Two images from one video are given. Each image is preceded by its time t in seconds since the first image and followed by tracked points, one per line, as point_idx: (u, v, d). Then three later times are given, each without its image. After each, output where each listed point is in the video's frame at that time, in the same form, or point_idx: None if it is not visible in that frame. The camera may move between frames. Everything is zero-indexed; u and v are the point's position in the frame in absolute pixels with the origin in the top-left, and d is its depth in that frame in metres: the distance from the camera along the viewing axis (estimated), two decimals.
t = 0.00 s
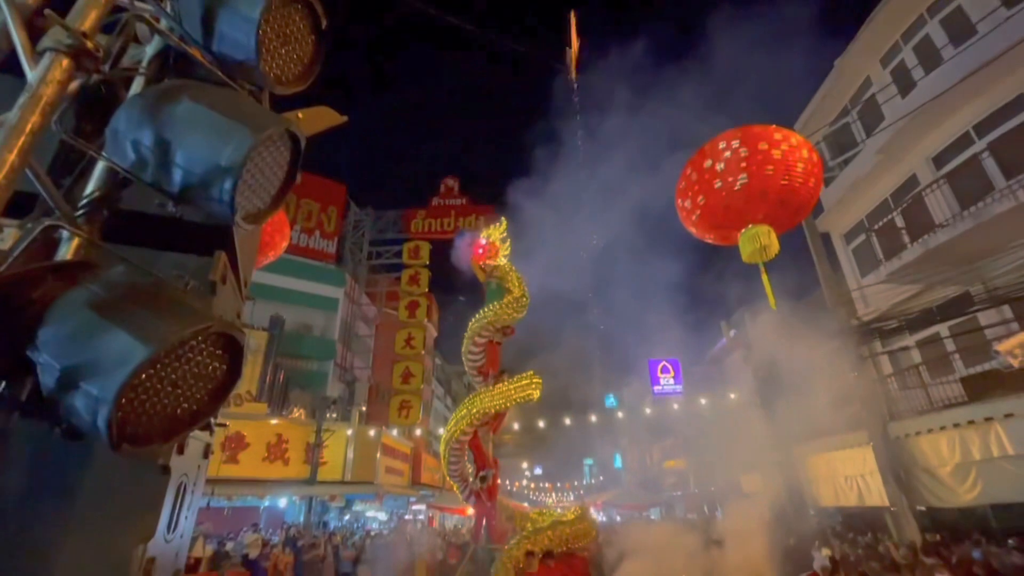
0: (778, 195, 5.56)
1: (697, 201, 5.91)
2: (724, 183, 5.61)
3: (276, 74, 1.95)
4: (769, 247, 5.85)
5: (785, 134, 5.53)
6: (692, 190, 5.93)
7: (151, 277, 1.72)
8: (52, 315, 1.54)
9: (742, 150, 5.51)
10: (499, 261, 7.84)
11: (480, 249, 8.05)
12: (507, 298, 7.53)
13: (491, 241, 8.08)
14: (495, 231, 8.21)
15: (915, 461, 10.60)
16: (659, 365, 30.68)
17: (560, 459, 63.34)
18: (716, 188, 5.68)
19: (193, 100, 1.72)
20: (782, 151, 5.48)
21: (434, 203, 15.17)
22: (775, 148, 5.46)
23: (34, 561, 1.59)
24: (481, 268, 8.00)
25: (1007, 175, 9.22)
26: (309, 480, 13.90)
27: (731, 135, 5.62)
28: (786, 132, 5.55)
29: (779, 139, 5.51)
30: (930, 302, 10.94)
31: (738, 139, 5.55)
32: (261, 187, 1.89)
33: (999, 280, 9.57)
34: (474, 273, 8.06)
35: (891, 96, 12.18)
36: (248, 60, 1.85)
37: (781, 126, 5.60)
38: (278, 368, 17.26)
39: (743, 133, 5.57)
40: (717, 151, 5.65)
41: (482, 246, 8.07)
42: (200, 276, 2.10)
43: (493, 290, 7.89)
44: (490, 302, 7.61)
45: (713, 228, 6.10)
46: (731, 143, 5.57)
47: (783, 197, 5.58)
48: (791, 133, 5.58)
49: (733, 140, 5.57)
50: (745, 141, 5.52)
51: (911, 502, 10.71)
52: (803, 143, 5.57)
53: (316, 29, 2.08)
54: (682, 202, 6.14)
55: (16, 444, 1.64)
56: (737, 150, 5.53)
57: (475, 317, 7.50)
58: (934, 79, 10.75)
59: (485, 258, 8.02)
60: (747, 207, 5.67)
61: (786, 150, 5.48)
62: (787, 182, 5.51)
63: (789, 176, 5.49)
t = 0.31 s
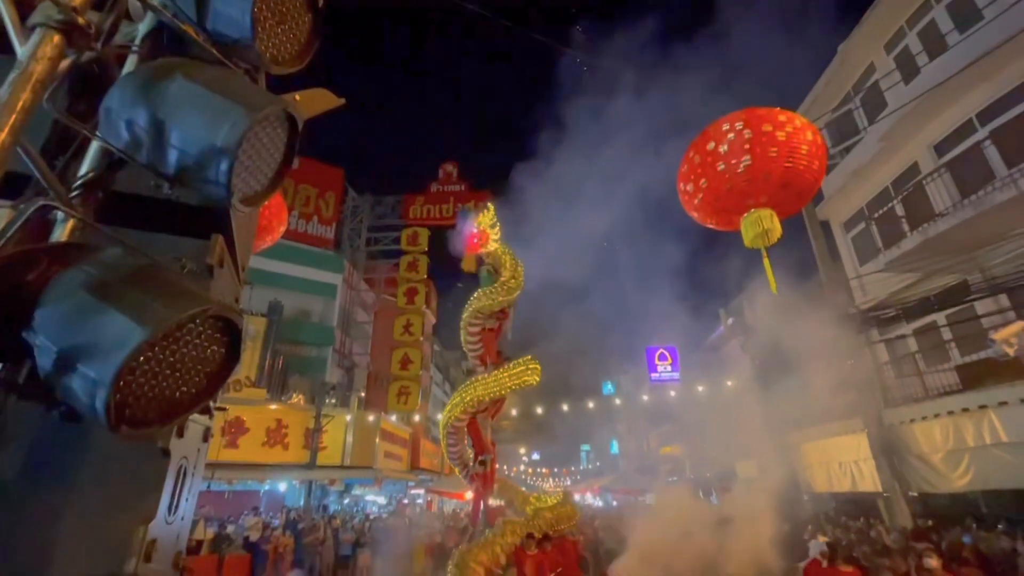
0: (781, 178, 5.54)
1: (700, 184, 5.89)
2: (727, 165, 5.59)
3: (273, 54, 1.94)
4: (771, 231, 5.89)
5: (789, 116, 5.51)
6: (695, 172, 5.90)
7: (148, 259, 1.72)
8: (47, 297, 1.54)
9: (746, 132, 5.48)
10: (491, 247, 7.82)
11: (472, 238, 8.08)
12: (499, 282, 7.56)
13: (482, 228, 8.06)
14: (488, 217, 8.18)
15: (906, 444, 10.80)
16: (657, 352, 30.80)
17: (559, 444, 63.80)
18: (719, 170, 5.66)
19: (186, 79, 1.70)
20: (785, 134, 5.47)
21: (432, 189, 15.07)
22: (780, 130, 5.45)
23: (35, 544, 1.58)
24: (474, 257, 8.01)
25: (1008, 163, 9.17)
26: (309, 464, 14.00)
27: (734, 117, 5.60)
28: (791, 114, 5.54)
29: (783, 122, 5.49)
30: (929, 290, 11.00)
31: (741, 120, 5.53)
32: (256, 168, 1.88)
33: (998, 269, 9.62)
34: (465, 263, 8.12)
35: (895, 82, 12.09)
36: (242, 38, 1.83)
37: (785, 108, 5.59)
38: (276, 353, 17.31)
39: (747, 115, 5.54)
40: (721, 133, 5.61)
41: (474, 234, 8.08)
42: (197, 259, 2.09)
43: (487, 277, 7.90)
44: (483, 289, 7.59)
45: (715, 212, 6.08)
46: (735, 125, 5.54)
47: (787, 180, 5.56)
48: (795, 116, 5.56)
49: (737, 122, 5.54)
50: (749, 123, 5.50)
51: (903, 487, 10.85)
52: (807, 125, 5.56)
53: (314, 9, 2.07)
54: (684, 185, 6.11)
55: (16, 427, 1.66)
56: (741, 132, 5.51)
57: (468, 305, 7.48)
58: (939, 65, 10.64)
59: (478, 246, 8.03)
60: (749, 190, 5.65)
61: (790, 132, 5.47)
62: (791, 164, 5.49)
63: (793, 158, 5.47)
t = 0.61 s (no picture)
0: (783, 168, 5.53)
1: (701, 174, 5.87)
2: (729, 154, 5.58)
3: (271, 37, 1.93)
4: (772, 221, 5.88)
5: (792, 106, 5.50)
6: (696, 162, 5.89)
7: (148, 245, 1.71)
8: (48, 282, 1.54)
9: (748, 121, 5.47)
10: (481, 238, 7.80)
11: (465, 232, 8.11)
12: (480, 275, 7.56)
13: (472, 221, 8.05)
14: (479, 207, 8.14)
15: (902, 434, 10.74)
16: (655, 343, 30.86)
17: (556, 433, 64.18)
18: (720, 160, 5.64)
19: (184, 62, 1.69)
20: (788, 123, 5.45)
21: (431, 177, 15.02)
22: (782, 120, 5.44)
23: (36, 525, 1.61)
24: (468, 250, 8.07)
25: (1008, 155, 9.15)
26: (308, 452, 14.08)
27: (736, 106, 5.57)
28: (793, 104, 5.53)
29: (786, 111, 5.48)
30: (927, 282, 11.04)
31: (744, 110, 5.51)
32: (256, 154, 1.87)
33: (995, 262, 9.64)
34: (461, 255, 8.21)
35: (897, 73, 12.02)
36: (241, 22, 1.81)
37: (788, 98, 5.57)
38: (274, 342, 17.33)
39: (749, 104, 5.52)
40: (723, 122, 5.59)
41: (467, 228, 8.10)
42: (197, 247, 2.07)
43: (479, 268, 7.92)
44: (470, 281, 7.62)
45: (716, 202, 6.07)
46: (737, 115, 5.52)
47: (788, 170, 5.56)
48: (797, 105, 5.54)
49: (738, 111, 5.53)
50: (751, 112, 5.48)
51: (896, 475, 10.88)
52: (809, 115, 5.55)
53: None
54: (685, 174, 6.09)
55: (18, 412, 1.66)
56: (743, 122, 5.49)
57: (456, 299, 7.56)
58: (941, 56, 10.58)
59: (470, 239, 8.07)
60: (750, 180, 5.64)
61: (793, 122, 5.46)
62: (793, 155, 5.49)
63: (795, 148, 5.47)
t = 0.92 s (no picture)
0: (784, 155, 5.52)
1: (701, 160, 5.86)
2: (730, 141, 5.56)
3: (269, 16, 1.93)
4: (771, 208, 5.90)
5: (795, 92, 5.45)
6: (696, 148, 5.87)
7: (148, 227, 1.71)
8: (49, 264, 1.54)
9: (750, 108, 5.43)
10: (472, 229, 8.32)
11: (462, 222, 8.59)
12: (464, 268, 8.24)
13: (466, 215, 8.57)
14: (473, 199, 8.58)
15: (895, 420, 10.90)
16: (651, 329, 30.95)
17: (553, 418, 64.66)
18: (722, 146, 5.62)
19: (181, 41, 1.68)
20: (790, 110, 5.42)
21: (429, 161, 14.95)
22: (784, 106, 5.40)
23: (46, 503, 1.64)
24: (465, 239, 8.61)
25: (1009, 142, 9.11)
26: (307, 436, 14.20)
27: (739, 92, 5.53)
28: (796, 90, 5.48)
29: (788, 98, 5.44)
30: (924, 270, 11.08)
31: (746, 95, 5.47)
32: (255, 135, 1.87)
33: (992, 250, 9.67)
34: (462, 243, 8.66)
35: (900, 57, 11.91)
36: None
37: (790, 84, 5.52)
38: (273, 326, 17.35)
39: (752, 90, 5.47)
40: (725, 108, 5.55)
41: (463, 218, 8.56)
42: (196, 229, 2.07)
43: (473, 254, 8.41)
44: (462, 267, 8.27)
45: (716, 188, 6.06)
46: (739, 101, 5.48)
47: (789, 157, 5.55)
48: (800, 91, 5.49)
49: (741, 97, 5.48)
50: (753, 98, 5.44)
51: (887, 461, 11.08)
52: (812, 102, 5.50)
53: None
54: (685, 160, 6.07)
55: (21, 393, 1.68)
56: (744, 108, 5.45)
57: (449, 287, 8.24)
58: (945, 40, 10.48)
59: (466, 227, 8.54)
60: (751, 167, 5.64)
61: (795, 108, 5.42)
62: (794, 142, 5.47)
63: (797, 135, 5.45)
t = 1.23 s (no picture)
0: (787, 135, 5.49)
1: (703, 141, 5.82)
2: (733, 121, 5.51)
3: None
4: (772, 190, 5.88)
5: (800, 71, 5.39)
6: (699, 129, 5.82)
7: (144, 207, 1.70)
8: (46, 244, 1.54)
9: (754, 87, 5.38)
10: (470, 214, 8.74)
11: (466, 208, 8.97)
12: (456, 253, 8.66)
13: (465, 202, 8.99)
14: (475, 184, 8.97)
15: (889, 403, 11.08)
16: (650, 313, 30.97)
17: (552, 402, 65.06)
18: (725, 126, 5.58)
19: (173, 16, 1.65)
20: (795, 89, 5.36)
21: (428, 144, 14.85)
22: (789, 85, 5.34)
23: (50, 481, 1.67)
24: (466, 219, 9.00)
25: (1012, 125, 9.03)
26: (307, 418, 14.29)
27: (743, 70, 5.46)
28: (801, 69, 5.41)
29: (793, 77, 5.37)
30: (924, 253, 11.09)
31: (750, 74, 5.41)
32: (252, 115, 1.86)
33: (992, 234, 9.66)
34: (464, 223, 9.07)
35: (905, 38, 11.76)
36: None
37: (796, 62, 5.45)
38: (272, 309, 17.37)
39: (756, 68, 5.41)
40: (728, 87, 5.49)
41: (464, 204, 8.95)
42: (194, 210, 2.02)
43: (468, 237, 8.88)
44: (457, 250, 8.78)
45: (718, 169, 6.03)
46: (743, 80, 5.42)
47: (793, 138, 5.52)
48: (806, 70, 5.43)
49: (745, 76, 5.42)
50: (757, 77, 5.38)
51: (881, 441, 11.21)
52: (818, 81, 5.44)
53: None
54: (687, 141, 6.03)
55: (23, 370, 1.69)
56: (749, 87, 5.39)
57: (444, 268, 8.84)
58: (951, 21, 10.34)
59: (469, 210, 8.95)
60: (754, 147, 5.61)
61: (800, 88, 5.36)
62: (798, 122, 5.43)
63: (801, 115, 5.40)
